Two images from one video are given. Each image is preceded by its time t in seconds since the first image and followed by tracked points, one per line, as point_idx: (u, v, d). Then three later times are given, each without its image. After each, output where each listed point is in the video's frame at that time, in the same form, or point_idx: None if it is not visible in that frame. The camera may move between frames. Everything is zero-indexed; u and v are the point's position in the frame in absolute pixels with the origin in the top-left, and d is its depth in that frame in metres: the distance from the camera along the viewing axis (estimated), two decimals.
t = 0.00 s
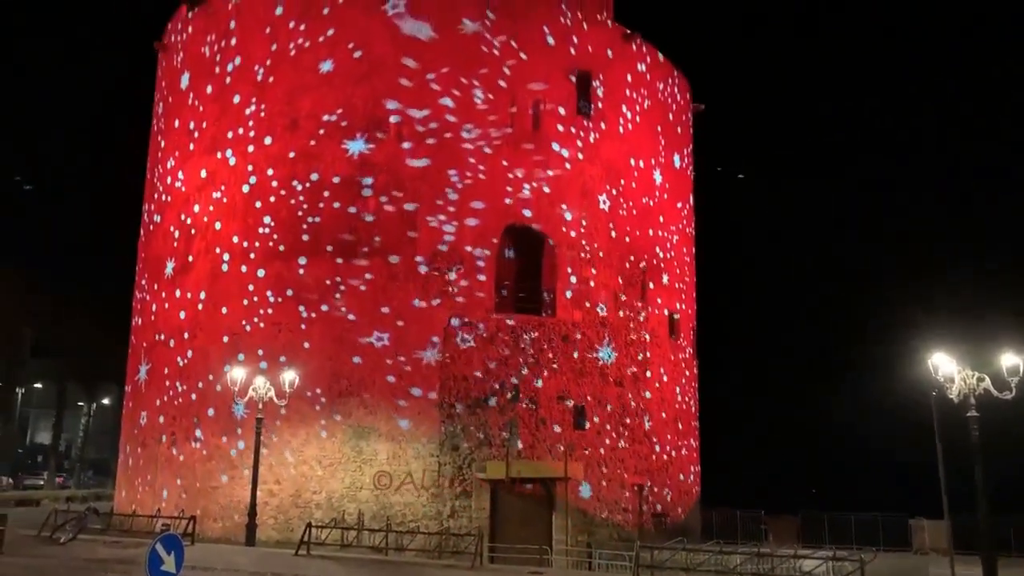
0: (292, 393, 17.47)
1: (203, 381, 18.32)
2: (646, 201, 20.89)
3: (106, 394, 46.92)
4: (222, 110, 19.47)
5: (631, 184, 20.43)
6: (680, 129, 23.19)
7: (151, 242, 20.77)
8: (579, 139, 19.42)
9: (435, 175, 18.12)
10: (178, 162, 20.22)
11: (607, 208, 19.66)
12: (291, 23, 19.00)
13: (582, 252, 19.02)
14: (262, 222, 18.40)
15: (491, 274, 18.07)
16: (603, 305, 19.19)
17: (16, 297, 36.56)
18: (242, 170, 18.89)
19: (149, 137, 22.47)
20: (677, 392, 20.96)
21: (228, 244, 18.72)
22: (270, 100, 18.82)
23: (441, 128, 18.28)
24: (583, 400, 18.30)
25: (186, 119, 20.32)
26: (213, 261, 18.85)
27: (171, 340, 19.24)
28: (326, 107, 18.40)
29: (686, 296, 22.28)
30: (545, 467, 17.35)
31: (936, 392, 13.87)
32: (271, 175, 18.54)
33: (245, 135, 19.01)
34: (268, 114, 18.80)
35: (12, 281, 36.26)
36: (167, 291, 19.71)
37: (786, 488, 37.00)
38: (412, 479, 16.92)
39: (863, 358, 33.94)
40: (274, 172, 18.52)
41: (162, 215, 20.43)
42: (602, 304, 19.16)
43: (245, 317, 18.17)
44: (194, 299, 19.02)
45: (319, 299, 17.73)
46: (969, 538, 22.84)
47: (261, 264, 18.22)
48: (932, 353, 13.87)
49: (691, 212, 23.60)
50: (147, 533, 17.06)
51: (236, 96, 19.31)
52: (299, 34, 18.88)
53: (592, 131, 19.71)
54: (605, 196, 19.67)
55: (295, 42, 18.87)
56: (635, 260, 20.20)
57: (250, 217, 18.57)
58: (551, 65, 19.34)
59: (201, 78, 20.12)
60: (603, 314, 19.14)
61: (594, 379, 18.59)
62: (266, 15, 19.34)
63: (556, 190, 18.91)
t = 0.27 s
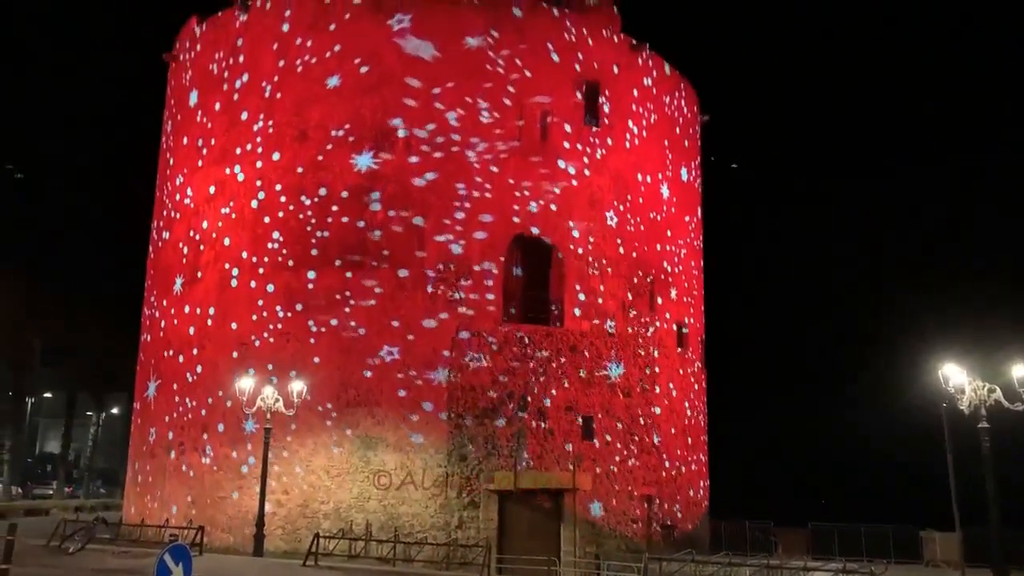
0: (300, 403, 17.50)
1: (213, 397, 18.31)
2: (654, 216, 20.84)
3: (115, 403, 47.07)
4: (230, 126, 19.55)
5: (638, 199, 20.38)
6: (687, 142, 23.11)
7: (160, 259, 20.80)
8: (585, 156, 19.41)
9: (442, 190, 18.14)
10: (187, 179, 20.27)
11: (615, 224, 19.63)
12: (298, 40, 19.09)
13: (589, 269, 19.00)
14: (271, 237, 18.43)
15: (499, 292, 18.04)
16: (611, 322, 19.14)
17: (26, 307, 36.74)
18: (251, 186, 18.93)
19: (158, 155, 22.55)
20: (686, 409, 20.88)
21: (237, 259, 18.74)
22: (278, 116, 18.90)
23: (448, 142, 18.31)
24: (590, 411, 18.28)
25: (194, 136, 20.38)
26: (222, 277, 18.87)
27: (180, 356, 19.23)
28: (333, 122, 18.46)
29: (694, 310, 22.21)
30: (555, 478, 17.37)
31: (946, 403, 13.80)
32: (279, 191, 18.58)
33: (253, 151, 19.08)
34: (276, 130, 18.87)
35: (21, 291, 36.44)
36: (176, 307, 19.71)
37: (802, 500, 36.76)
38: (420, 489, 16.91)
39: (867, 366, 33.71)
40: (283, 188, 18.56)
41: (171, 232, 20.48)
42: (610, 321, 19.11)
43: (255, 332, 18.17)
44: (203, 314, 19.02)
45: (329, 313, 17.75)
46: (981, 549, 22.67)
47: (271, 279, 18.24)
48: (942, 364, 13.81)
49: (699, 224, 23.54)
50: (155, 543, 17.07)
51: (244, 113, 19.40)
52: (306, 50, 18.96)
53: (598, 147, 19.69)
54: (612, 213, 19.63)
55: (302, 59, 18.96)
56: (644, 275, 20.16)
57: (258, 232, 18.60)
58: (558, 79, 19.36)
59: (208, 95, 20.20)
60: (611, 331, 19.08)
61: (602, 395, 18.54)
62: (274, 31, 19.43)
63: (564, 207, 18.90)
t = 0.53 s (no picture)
0: (308, 411, 17.50)
1: (221, 412, 18.27)
2: (661, 230, 20.76)
3: (123, 411, 47.19)
4: (238, 141, 19.60)
5: (645, 214, 20.31)
6: (694, 155, 23.01)
7: (167, 274, 20.80)
8: (592, 172, 19.35)
9: (449, 202, 18.14)
10: (195, 194, 20.30)
11: (622, 239, 19.58)
12: (304, 54, 19.17)
13: (597, 285, 18.95)
14: (279, 251, 18.45)
15: (506, 306, 18.01)
16: (620, 338, 19.05)
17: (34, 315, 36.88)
18: (259, 200, 18.95)
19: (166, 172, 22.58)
20: (695, 422, 20.80)
21: (246, 273, 18.74)
22: (285, 130, 18.95)
23: (454, 154, 18.33)
24: (598, 420, 18.23)
25: (202, 151, 20.41)
26: (230, 291, 18.86)
27: (189, 371, 19.17)
28: (339, 136, 18.51)
29: (702, 324, 22.11)
30: (561, 487, 17.26)
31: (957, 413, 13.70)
32: (287, 205, 18.60)
33: (261, 165, 19.12)
34: (283, 144, 18.92)
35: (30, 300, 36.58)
36: (184, 322, 19.69)
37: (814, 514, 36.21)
38: (428, 499, 16.88)
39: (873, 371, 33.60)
40: (290, 202, 18.57)
41: (179, 247, 20.49)
42: (619, 337, 19.04)
43: (264, 345, 18.15)
44: (211, 329, 19.00)
45: (338, 327, 17.74)
46: (993, 559, 22.47)
47: (279, 292, 18.24)
48: (953, 374, 13.71)
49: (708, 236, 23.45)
50: (163, 552, 17.07)
51: (251, 128, 19.45)
52: (313, 65, 19.03)
53: (604, 162, 19.62)
54: (619, 227, 19.58)
55: (308, 73, 19.03)
56: (652, 289, 20.10)
57: (267, 246, 18.61)
58: (564, 93, 19.35)
59: (216, 110, 20.26)
60: (619, 347, 19.00)
61: (610, 408, 18.46)
62: (280, 46, 19.51)
63: (572, 222, 18.87)
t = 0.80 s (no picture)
0: (315, 419, 17.50)
1: (230, 424, 18.25)
2: (668, 241, 20.71)
3: (131, 417, 47.33)
4: (244, 153, 19.64)
5: (651, 226, 20.25)
6: (701, 164, 22.90)
7: (174, 287, 20.80)
8: (598, 185, 19.32)
9: (456, 212, 18.15)
10: (202, 207, 20.32)
11: (629, 251, 19.54)
12: (310, 66, 19.23)
13: (604, 297, 18.92)
14: (287, 262, 18.47)
15: (513, 317, 17.99)
16: (627, 351, 19.01)
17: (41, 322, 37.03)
18: (266, 212, 18.97)
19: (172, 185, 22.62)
20: (703, 432, 20.75)
21: (253, 285, 18.75)
22: (291, 141, 19.00)
23: (460, 164, 18.34)
24: (605, 427, 18.21)
25: (208, 164, 20.45)
26: (238, 303, 18.86)
27: (197, 383, 19.15)
28: (345, 147, 18.55)
29: (710, 334, 22.02)
30: (565, 493, 17.25)
31: (966, 420, 13.65)
32: (294, 217, 18.62)
33: (268, 177, 19.15)
34: (289, 156, 18.96)
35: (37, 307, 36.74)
36: (192, 335, 19.68)
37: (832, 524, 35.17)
38: (434, 505, 16.87)
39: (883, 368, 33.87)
40: (297, 214, 18.60)
41: (186, 260, 20.49)
42: (627, 350, 19.00)
43: (272, 357, 18.14)
44: (219, 341, 18.99)
45: (347, 338, 17.73)
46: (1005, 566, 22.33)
47: (287, 304, 18.25)
48: (962, 381, 13.67)
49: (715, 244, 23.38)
50: (170, 559, 17.08)
51: (257, 140, 19.51)
52: (318, 77, 19.09)
53: (610, 175, 19.58)
54: (626, 239, 19.54)
55: (314, 85, 19.09)
56: (659, 301, 20.04)
57: (274, 257, 18.63)
58: (570, 104, 19.34)
59: (222, 124, 20.31)
60: (627, 360, 18.96)
61: (618, 418, 18.42)
62: (286, 59, 19.57)
63: (578, 234, 18.84)
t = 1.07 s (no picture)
0: (323, 423, 17.51)
1: (240, 434, 18.22)
2: (676, 250, 20.64)
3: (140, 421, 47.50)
4: (252, 164, 19.68)
5: (658, 236, 20.17)
6: (707, 171, 22.77)
7: (183, 299, 20.79)
8: (604, 197, 19.25)
9: (463, 220, 18.15)
10: (210, 219, 20.33)
11: (636, 262, 19.48)
12: (315, 76, 19.28)
13: (612, 309, 18.87)
14: (295, 272, 18.48)
15: (518, 324, 17.95)
16: (635, 363, 18.93)
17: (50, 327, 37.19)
18: (274, 222, 19.00)
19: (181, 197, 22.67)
20: (712, 442, 20.70)
21: (262, 295, 18.75)
22: (298, 151, 19.04)
23: (466, 173, 18.34)
24: (613, 431, 18.18)
25: (216, 175, 20.50)
26: (247, 313, 18.86)
27: (206, 394, 19.14)
28: (352, 156, 18.57)
29: (718, 342, 21.93)
30: (573, 498, 17.15)
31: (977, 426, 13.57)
32: (302, 226, 18.64)
33: (275, 188, 19.18)
34: (297, 166, 19.00)
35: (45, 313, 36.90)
36: (200, 345, 19.68)
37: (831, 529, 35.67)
38: (442, 510, 16.85)
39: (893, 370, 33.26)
40: (305, 223, 18.62)
41: (194, 271, 20.51)
42: (634, 361, 18.92)
43: (281, 367, 18.13)
44: (228, 351, 18.99)
45: (357, 347, 17.72)
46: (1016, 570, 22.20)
47: (296, 313, 18.25)
48: (972, 387, 13.60)
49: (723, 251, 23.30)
50: (178, 564, 17.11)
51: (264, 150, 19.55)
52: (324, 87, 19.14)
53: (617, 186, 19.53)
54: (633, 250, 19.49)
55: (319, 95, 19.14)
56: (668, 310, 19.98)
57: (282, 267, 18.64)
58: (577, 111, 19.32)
59: (229, 135, 20.36)
60: (634, 372, 18.88)
61: (626, 424, 18.40)
62: (292, 69, 19.63)
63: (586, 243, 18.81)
